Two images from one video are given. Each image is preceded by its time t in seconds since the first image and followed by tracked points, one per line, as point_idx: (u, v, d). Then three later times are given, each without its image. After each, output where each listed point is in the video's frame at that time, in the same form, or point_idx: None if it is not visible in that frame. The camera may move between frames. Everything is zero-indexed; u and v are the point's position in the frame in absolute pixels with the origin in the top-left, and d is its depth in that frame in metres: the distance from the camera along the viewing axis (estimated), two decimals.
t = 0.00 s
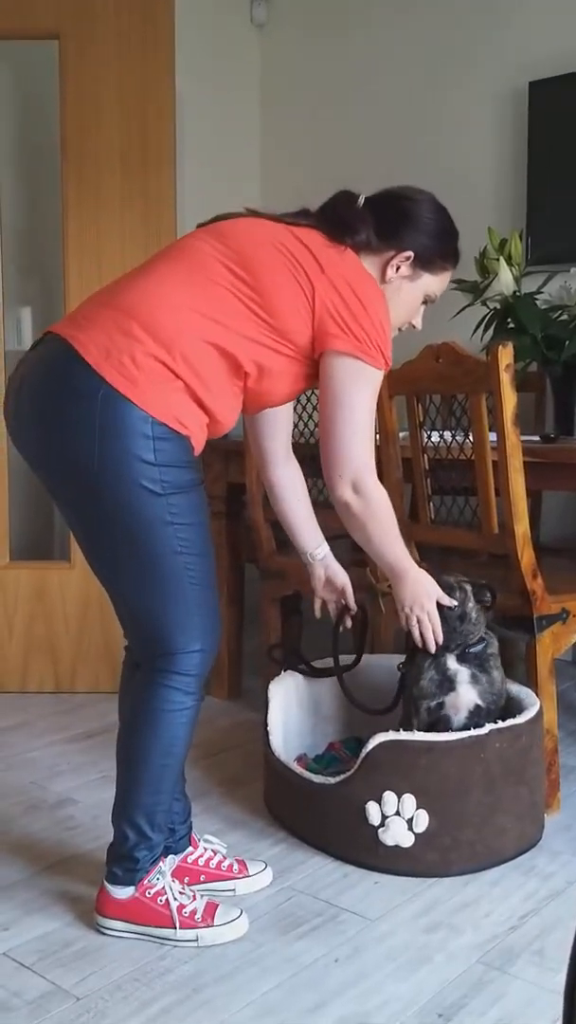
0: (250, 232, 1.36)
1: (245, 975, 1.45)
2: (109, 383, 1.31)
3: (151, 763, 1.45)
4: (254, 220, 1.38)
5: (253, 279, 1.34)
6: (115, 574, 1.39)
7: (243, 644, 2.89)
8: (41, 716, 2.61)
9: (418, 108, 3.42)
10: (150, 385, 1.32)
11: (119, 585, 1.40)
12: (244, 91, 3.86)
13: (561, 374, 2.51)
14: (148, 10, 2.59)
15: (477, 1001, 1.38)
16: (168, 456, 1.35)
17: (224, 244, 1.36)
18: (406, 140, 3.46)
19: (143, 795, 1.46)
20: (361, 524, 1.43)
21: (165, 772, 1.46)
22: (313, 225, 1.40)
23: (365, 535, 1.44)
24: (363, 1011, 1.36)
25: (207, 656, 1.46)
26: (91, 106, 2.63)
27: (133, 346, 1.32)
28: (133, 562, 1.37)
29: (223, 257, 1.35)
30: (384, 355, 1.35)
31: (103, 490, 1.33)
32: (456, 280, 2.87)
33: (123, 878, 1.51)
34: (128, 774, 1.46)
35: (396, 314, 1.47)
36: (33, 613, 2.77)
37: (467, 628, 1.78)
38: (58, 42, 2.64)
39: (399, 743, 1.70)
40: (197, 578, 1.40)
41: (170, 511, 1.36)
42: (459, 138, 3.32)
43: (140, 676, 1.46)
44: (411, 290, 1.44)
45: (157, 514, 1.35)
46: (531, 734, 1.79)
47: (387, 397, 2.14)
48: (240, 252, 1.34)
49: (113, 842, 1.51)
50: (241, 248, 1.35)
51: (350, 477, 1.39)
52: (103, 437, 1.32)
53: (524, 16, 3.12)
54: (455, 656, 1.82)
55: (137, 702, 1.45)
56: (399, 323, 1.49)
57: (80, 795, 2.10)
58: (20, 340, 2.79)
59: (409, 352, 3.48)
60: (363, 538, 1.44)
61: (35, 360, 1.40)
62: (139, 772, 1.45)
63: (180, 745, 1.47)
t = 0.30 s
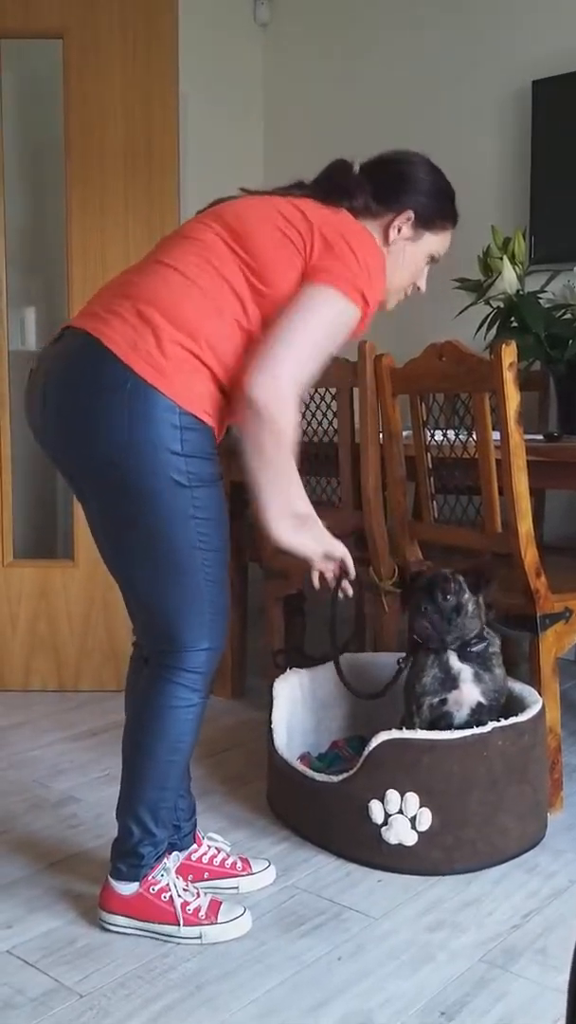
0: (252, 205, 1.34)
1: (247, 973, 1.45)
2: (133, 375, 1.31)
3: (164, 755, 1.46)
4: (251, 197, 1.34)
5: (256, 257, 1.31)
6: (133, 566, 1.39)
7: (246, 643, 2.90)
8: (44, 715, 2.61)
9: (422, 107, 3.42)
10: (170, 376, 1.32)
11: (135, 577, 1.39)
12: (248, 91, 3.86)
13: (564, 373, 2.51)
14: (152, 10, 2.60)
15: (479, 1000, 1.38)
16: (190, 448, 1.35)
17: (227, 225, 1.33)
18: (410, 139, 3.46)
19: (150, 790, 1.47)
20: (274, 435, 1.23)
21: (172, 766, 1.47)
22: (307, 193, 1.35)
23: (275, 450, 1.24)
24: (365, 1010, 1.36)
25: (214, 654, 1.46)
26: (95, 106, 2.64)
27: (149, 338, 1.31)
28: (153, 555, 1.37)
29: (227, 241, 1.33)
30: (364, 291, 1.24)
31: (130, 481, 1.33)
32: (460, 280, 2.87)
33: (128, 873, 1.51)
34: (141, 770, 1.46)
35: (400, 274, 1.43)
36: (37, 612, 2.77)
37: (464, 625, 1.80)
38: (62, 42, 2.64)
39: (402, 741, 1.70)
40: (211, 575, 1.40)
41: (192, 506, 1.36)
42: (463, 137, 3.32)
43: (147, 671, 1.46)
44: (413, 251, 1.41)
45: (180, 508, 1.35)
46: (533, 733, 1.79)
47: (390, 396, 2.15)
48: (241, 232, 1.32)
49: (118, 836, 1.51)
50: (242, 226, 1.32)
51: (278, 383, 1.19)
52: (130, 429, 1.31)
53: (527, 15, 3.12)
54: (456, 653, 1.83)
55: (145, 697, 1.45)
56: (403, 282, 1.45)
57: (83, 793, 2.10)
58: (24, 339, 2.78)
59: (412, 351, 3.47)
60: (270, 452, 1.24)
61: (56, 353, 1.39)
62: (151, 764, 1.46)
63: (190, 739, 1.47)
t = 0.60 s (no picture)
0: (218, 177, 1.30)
1: (250, 972, 1.45)
2: (128, 374, 1.31)
3: (168, 751, 1.45)
4: (214, 175, 1.31)
5: (225, 234, 1.27)
6: (137, 564, 1.39)
7: (248, 643, 2.89)
8: (46, 714, 2.61)
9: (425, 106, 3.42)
10: (167, 370, 1.31)
11: (140, 574, 1.39)
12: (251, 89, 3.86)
13: (567, 373, 2.51)
14: (154, 10, 2.60)
15: (482, 1000, 1.38)
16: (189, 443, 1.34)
17: (198, 208, 1.30)
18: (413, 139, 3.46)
19: (154, 788, 1.47)
20: (229, 332, 1.19)
21: (176, 762, 1.46)
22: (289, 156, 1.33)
23: (230, 351, 1.21)
24: (368, 1009, 1.36)
25: (221, 651, 1.46)
26: (98, 105, 2.64)
27: (137, 337, 1.31)
28: (156, 552, 1.36)
29: (197, 222, 1.30)
30: (335, 221, 1.22)
31: (131, 479, 1.33)
32: (463, 280, 2.87)
33: (133, 869, 1.51)
34: (145, 770, 1.46)
35: (397, 206, 1.39)
36: (40, 611, 2.77)
37: (462, 613, 1.80)
38: (65, 41, 2.64)
39: (405, 740, 1.70)
40: (216, 571, 1.40)
41: (195, 502, 1.36)
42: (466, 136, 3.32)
43: (154, 667, 1.46)
44: (403, 184, 1.37)
45: (183, 505, 1.35)
46: (536, 732, 1.79)
47: (393, 395, 2.14)
48: (211, 212, 1.28)
49: (124, 835, 1.51)
50: (211, 206, 1.29)
51: (237, 276, 1.17)
52: (130, 427, 1.31)
53: (531, 14, 3.12)
54: (454, 648, 1.83)
55: (152, 696, 1.45)
56: (401, 213, 1.41)
57: (85, 792, 2.10)
58: (26, 339, 2.78)
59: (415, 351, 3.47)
60: (227, 352, 1.21)
61: (56, 359, 1.40)
62: (153, 761, 1.46)
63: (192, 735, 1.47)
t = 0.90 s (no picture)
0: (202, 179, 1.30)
1: (253, 972, 1.45)
2: (106, 375, 1.31)
3: (154, 754, 1.45)
4: (201, 176, 1.30)
5: (207, 237, 1.27)
6: (122, 569, 1.39)
7: (251, 642, 2.89)
8: (49, 714, 2.61)
9: (428, 106, 3.42)
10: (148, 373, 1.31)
11: (127, 579, 1.40)
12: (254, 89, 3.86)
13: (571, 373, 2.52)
14: (159, 10, 2.60)
15: (485, 1000, 1.38)
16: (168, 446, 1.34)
17: (182, 209, 1.30)
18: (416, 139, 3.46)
19: (151, 792, 1.47)
20: (192, 335, 1.19)
21: (169, 768, 1.47)
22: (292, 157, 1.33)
23: (192, 357, 1.20)
24: (371, 1009, 1.36)
25: (210, 653, 1.45)
26: (102, 105, 2.64)
27: (116, 338, 1.30)
28: (140, 556, 1.37)
29: (182, 224, 1.29)
30: (315, 229, 1.21)
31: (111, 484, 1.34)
32: (467, 280, 2.87)
33: (132, 874, 1.51)
34: (140, 772, 1.46)
35: (390, 223, 1.39)
36: (43, 611, 2.77)
37: (470, 615, 1.79)
38: (69, 42, 2.64)
39: (409, 740, 1.70)
40: (202, 575, 1.40)
41: (177, 505, 1.36)
42: (470, 137, 3.32)
43: (145, 669, 1.46)
44: (400, 201, 1.37)
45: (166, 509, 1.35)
46: (540, 732, 1.79)
47: (397, 394, 2.13)
48: (194, 214, 1.28)
49: (121, 838, 1.51)
50: (195, 208, 1.28)
51: (208, 279, 1.17)
52: (109, 432, 1.32)
53: (535, 14, 3.12)
54: (464, 647, 1.83)
55: (143, 698, 1.46)
56: (393, 231, 1.41)
57: (88, 792, 2.10)
58: (30, 339, 2.78)
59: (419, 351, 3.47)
60: (189, 356, 1.20)
61: (39, 360, 1.40)
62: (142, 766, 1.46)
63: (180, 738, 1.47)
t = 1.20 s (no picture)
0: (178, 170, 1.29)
1: (256, 972, 1.45)
2: (92, 374, 1.29)
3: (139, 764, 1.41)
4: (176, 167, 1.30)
5: (187, 227, 1.26)
6: (109, 572, 1.36)
7: (254, 643, 2.90)
8: (53, 714, 2.62)
9: (431, 107, 3.42)
10: (135, 369, 1.29)
11: (114, 583, 1.37)
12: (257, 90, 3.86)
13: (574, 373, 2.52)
14: (163, 12, 2.60)
15: (489, 1000, 1.38)
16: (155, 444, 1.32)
17: (159, 202, 1.30)
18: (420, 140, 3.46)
19: (128, 802, 1.42)
20: (186, 334, 1.18)
21: (153, 774, 1.42)
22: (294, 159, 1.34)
23: (191, 358, 1.19)
24: (375, 1009, 1.36)
25: (195, 664, 1.42)
26: (104, 105, 2.64)
27: (101, 337, 1.29)
28: (128, 557, 1.34)
29: (160, 218, 1.28)
30: (297, 212, 1.21)
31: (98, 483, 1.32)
32: (470, 281, 2.87)
33: (103, 887, 1.45)
34: (115, 782, 1.41)
35: (374, 200, 1.39)
36: (46, 611, 2.78)
37: (461, 618, 1.80)
38: (73, 43, 2.65)
39: (411, 741, 1.70)
40: (190, 579, 1.37)
41: (167, 506, 1.34)
42: (473, 137, 3.32)
43: (128, 679, 1.42)
44: (383, 178, 1.37)
45: (155, 508, 1.33)
46: (543, 733, 1.79)
47: (400, 396, 2.13)
48: (172, 205, 1.27)
49: (90, 849, 1.45)
50: (173, 200, 1.27)
51: (195, 275, 1.15)
52: (97, 432, 1.30)
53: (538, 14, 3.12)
54: (461, 649, 1.83)
55: (125, 710, 1.41)
56: (376, 208, 1.41)
57: (91, 792, 2.10)
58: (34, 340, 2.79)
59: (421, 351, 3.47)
60: (187, 356, 1.19)
61: (27, 367, 1.39)
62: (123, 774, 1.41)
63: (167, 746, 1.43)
